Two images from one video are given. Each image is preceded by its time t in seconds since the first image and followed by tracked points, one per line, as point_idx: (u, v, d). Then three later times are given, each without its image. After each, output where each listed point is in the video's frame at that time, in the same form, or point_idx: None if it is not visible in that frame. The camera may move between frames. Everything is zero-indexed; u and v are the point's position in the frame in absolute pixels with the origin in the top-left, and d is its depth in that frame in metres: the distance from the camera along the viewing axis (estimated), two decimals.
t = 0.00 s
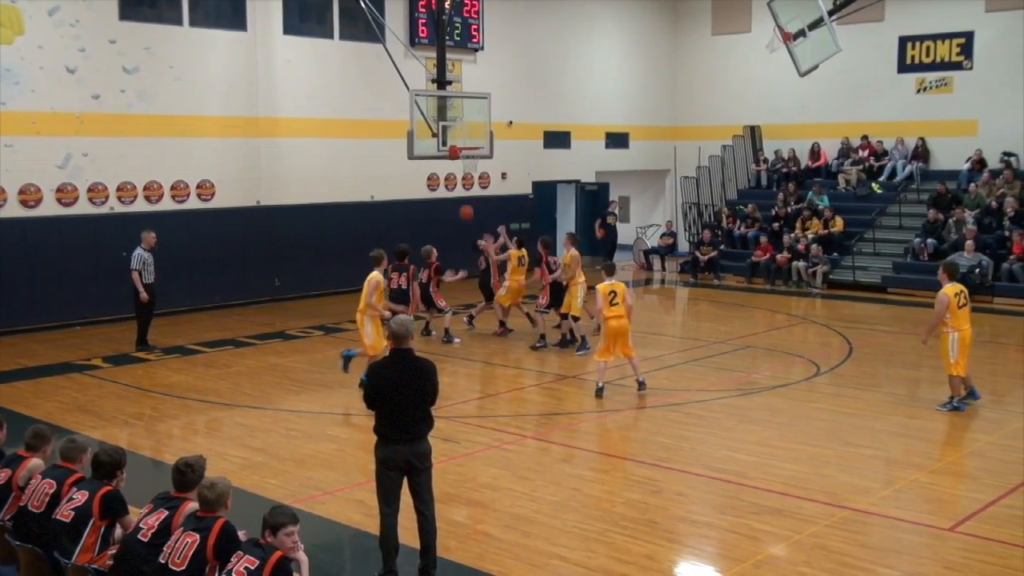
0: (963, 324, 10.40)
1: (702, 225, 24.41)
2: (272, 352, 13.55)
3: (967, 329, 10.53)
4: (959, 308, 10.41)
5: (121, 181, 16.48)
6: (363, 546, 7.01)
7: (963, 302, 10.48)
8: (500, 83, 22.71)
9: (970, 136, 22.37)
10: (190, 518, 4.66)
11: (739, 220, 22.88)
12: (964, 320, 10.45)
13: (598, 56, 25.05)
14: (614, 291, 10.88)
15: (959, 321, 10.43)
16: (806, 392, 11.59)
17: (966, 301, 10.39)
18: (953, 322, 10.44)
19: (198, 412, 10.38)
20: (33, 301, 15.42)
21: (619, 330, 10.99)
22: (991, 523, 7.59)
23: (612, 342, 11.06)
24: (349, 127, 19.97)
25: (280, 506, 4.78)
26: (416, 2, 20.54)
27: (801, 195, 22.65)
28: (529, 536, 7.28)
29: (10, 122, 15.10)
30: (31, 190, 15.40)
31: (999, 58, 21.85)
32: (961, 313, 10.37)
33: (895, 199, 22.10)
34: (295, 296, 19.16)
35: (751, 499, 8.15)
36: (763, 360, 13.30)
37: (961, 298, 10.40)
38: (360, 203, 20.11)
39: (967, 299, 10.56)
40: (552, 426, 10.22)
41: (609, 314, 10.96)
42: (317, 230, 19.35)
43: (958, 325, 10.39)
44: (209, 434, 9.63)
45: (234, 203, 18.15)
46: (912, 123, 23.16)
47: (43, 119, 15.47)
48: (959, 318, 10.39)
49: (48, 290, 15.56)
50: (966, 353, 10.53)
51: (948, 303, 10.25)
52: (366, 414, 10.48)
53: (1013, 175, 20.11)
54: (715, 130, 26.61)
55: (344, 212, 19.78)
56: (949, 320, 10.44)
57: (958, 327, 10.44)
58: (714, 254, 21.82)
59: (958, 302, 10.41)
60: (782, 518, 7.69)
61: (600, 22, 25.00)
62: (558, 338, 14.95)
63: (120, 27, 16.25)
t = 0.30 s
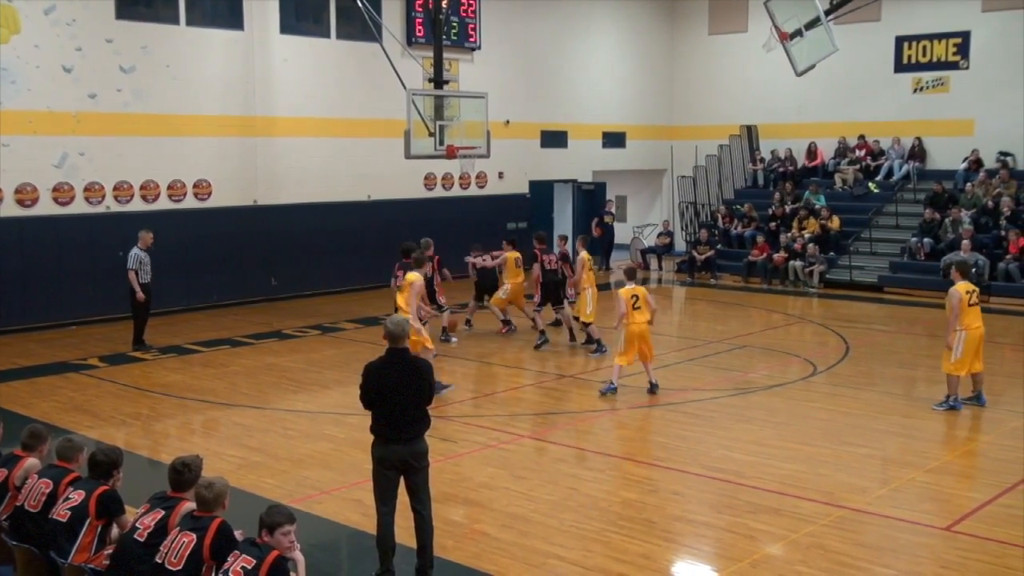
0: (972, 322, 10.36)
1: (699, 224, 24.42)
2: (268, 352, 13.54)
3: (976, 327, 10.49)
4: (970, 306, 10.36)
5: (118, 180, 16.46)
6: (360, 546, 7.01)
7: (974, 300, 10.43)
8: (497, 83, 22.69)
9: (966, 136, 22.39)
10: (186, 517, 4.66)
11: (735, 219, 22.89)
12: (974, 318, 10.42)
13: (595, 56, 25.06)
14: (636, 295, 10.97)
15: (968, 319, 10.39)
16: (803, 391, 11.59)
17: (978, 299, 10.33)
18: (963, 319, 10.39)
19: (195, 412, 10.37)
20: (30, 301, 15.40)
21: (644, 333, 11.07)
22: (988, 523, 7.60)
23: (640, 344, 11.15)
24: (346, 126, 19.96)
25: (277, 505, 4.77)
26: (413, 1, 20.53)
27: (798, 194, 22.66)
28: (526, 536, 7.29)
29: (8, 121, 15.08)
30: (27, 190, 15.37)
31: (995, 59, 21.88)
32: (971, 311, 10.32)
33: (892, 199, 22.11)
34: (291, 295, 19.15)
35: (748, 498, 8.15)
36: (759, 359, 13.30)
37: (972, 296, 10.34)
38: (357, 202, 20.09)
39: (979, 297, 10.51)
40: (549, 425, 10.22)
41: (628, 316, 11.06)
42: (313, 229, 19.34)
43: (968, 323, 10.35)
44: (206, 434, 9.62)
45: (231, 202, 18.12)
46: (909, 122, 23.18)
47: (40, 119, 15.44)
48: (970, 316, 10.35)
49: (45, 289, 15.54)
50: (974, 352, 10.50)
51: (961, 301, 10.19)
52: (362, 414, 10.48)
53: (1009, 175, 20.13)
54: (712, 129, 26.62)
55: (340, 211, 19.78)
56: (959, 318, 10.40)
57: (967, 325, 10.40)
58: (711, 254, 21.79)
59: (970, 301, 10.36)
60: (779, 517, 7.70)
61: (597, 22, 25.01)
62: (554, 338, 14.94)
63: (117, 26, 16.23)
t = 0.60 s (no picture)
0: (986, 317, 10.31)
1: (696, 224, 24.41)
2: (266, 351, 13.54)
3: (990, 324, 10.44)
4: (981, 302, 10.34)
5: (115, 179, 16.45)
6: (357, 544, 7.01)
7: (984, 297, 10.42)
8: (494, 81, 22.67)
9: (964, 135, 22.39)
10: (184, 516, 4.67)
11: (733, 219, 22.89)
12: (986, 315, 10.39)
13: (593, 55, 25.06)
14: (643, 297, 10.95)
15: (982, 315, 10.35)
16: (800, 390, 11.59)
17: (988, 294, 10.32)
18: (977, 316, 10.34)
19: (192, 410, 10.37)
20: (26, 300, 15.38)
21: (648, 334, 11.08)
22: (985, 521, 7.62)
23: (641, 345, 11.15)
24: (343, 125, 19.95)
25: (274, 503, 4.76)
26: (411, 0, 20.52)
27: (795, 193, 22.65)
28: (524, 534, 7.29)
29: (5, 120, 15.07)
30: (24, 188, 15.36)
31: (993, 58, 21.88)
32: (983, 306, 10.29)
33: (889, 198, 22.13)
34: (288, 294, 19.14)
35: (746, 497, 8.16)
36: (756, 358, 13.31)
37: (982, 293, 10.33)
38: (355, 201, 20.08)
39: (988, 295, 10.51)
40: (546, 425, 10.22)
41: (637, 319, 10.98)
42: (310, 229, 19.34)
43: (981, 319, 10.30)
44: (204, 433, 9.62)
45: (228, 201, 18.12)
46: (907, 122, 23.18)
47: (37, 117, 15.43)
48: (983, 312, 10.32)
49: (42, 288, 15.52)
50: (991, 348, 10.42)
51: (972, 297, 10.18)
52: (360, 413, 10.48)
53: (1006, 174, 20.15)
54: (709, 128, 26.62)
55: (337, 210, 19.76)
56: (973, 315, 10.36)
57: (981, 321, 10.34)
58: (708, 253, 21.74)
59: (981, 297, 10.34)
60: (776, 516, 7.71)
61: (594, 21, 24.99)
62: (551, 337, 14.93)
63: (114, 25, 16.21)
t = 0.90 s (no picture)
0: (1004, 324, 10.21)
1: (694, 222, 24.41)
2: (264, 349, 13.54)
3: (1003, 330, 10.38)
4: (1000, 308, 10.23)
5: (114, 177, 16.44)
6: (356, 543, 7.01)
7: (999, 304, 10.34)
8: (492, 80, 22.67)
9: (962, 133, 22.40)
10: (182, 515, 4.66)
11: (731, 217, 22.90)
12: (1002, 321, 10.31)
13: (591, 54, 25.05)
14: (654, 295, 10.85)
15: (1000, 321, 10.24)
16: (799, 389, 11.61)
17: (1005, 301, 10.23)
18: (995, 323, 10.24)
19: (190, 409, 10.37)
20: (25, 298, 15.36)
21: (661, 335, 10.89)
22: (983, 520, 7.62)
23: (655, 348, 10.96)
24: (342, 124, 19.94)
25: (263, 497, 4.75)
26: None
27: (794, 192, 22.65)
28: (522, 533, 7.30)
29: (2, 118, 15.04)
30: (22, 187, 15.34)
31: (991, 57, 21.88)
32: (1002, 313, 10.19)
33: (887, 196, 22.13)
34: (286, 292, 19.14)
35: (744, 495, 8.17)
36: (754, 356, 13.32)
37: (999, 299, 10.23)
38: (353, 200, 20.08)
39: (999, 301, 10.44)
40: (544, 423, 10.22)
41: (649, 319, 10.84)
42: (308, 227, 19.34)
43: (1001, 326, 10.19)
44: (202, 431, 9.62)
45: (227, 200, 18.10)
46: (905, 121, 23.20)
47: (35, 116, 15.41)
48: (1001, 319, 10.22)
49: (40, 287, 15.50)
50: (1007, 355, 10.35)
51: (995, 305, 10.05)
52: (359, 412, 10.48)
53: (1005, 172, 20.15)
54: (708, 126, 26.62)
55: (335, 209, 19.75)
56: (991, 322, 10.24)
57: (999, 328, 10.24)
58: (706, 252, 21.75)
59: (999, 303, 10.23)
60: (774, 514, 7.71)
61: (593, 20, 25.00)
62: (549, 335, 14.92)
63: (112, 23, 16.20)
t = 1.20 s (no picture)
0: None
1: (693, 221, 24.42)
2: (263, 347, 13.53)
3: None
4: None
5: (112, 175, 16.43)
6: (354, 541, 7.02)
7: None
8: (491, 78, 22.67)
9: (960, 131, 22.41)
10: (181, 514, 4.67)
11: (730, 216, 22.91)
12: None
13: (589, 52, 25.05)
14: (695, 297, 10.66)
15: None
16: (797, 387, 11.62)
17: None
18: None
19: (189, 407, 10.37)
20: (23, 296, 15.35)
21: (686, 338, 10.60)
22: (981, 518, 7.63)
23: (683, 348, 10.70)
24: (341, 122, 19.94)
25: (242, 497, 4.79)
26: None
27: (792, 190, 22.67)
28: (520, 531, 7.30)
29: None
30: (20, 185, 15.32)
31: (989, 55, 21.89)
32: None
33: (886, 194, 22.15)
34: (285, 291, 19.15)
35: (742, 493, 8.18)
36: (753, 354, 13.33)
37: None
38: (352, 197, 20.08)
39: None
40: (542, 421, 10.22)
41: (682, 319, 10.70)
42: (307, 225, 19.33)
43: None
44: (200, 430, 9.62)
45: (225, 198, 18.09)
46: (904, 119, 23.20)
47: (33, 114, 15.41)
48: None
49: (38, 285, 15.51)
50: None
51: None
52: (357, 410, 10.48)
53: (1003, 171, 20.15)
54: (706, 125, 26.62)
55: (334, 207, 19.74)
56: None
57: None
58: (704, 250, 21.76)
59: None
60: (772, 512, 7.72)
61: (591, 18, 24.99)
62: (548, 334, 14.92)
63: (111, 21, 16.20)
